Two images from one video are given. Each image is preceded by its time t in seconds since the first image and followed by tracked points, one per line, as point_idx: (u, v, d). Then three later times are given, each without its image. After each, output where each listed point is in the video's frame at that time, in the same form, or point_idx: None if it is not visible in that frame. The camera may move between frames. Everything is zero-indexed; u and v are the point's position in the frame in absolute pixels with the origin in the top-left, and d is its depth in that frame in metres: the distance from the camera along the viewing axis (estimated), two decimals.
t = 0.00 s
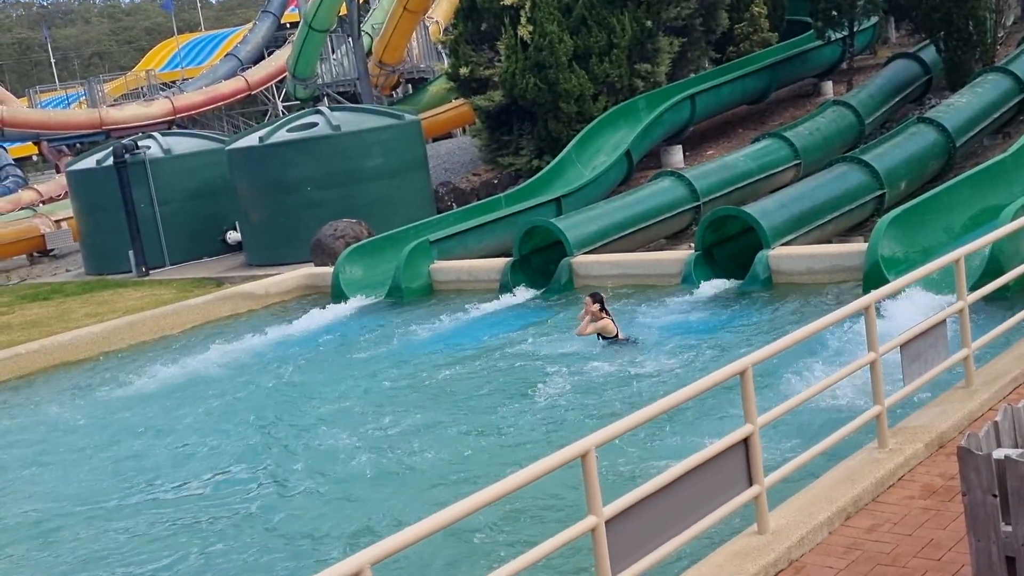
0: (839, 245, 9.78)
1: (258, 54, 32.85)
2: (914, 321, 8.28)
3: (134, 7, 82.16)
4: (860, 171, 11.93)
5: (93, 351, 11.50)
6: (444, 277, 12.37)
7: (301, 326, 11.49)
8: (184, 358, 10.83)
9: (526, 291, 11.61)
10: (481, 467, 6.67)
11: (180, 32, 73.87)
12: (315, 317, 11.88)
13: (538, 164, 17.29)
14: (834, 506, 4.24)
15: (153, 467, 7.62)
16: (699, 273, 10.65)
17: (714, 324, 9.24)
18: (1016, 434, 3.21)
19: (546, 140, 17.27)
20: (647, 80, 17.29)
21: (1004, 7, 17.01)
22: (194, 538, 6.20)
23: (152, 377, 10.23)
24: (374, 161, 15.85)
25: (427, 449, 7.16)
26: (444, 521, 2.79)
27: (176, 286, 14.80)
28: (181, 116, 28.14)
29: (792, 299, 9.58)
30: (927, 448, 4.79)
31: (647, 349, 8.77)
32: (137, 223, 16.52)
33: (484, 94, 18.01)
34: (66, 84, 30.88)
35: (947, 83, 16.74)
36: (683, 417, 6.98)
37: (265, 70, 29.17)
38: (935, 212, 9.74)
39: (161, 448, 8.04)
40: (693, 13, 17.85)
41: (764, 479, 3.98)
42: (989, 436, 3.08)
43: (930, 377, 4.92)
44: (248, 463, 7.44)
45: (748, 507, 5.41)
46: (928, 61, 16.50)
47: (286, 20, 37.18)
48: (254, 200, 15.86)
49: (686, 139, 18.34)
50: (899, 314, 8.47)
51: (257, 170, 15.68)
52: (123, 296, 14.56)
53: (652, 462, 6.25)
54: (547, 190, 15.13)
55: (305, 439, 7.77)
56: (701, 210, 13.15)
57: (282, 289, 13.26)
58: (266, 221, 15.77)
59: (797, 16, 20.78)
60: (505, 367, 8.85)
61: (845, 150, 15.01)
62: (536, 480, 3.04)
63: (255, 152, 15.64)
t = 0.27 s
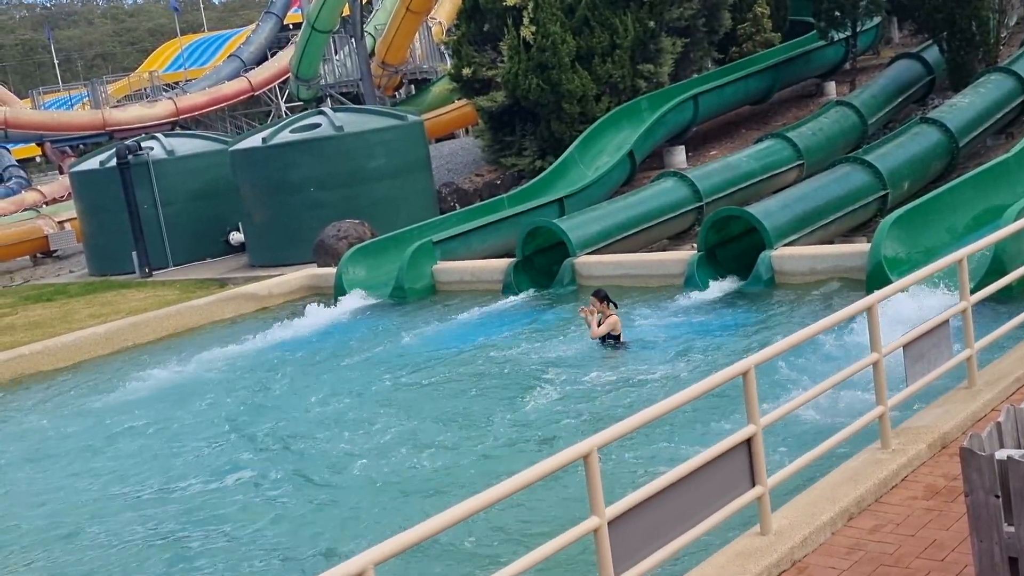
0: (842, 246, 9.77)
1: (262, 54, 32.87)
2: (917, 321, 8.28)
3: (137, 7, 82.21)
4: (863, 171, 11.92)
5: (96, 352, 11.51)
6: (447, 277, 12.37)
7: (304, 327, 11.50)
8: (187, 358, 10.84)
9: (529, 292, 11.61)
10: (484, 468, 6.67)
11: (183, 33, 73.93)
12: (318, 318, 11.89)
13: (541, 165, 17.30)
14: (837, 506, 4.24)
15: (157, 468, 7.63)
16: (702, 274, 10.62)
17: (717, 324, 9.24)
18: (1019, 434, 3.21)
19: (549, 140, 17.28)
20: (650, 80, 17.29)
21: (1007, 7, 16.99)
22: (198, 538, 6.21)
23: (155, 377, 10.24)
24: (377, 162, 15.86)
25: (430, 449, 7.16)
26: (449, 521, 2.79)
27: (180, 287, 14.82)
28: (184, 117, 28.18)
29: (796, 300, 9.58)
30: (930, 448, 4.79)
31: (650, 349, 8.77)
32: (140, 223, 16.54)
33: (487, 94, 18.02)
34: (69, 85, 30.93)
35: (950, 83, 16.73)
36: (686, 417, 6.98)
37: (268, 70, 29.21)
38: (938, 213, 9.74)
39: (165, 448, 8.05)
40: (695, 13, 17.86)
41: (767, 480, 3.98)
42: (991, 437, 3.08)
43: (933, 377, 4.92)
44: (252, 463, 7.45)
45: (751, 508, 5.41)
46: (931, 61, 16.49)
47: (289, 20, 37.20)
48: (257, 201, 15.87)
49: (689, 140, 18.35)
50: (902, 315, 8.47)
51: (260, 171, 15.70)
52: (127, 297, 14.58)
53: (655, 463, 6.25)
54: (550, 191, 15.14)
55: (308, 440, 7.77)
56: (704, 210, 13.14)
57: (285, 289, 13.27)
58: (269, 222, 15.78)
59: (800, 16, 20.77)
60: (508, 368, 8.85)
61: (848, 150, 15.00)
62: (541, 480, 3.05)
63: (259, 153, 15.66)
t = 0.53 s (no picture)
0: (847, 245, 9.76)
1: (265, 54, 32.88)
2: (922, 321, 8.28)
3: (141, 7, 82.24)
4: (867, 170, 11.91)
5: (101, 351, 11.52)
6: (450, 277, 12.37)
7: (308, 326, 11.50)
8: (190, 358, 10.85)
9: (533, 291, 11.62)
10: (488, 467, 6.67)
11: (186, 32, 74.00)
12: (321, 317, 11.90)
13: (545, 164, 17.30)
14: (841, 505, 4.24)
15: (162, 467, 7.64)
16: (706, 273, 10.60)
17: (721, 323, 9.24)
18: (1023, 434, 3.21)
19: (553, 139, 17.29)
20: (653, 79, 17.30)
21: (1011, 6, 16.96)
22: (202, 538, 6.22)
23: (159, 377, 10.25)
24: (380, 161, 15.86)
25: (434, 449, 7.17)
26: (453, 521, 2.80)
27: (184, 286, 14.84)
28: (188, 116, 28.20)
29: (800, 299, 9.58)
30: (935, 447, 4.78)
31: (654, 349, 8.77)
32: (144, 223, 16.56)
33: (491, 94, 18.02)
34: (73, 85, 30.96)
35: (954, 82, 16.71)
36: (690, 416, 6.98)
37: (272, 70, 29.24)
38: (942, 211, 9.73)
39: (169, 448, 8.06)
40: (699, 13, 17.87)
41: (771, 479, 3.99)
42: (996, 436, 3.07)
43: (938, 377, 4.91)
44: (256, 463, 7.46)
45: (755, 507, 5.40)
46: (935, 60, 16.47)
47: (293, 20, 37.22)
48: (261, 200, 15.89)
49: (693, 139, 18.34)
50: (905, 314, 8.46)
51: (264, 170, 15.71)
52: (131, 296, 14.60)
53: (660, 461, 6.25)
54: (553, 190, 15.14)
55: (312, 438, 7.78)
56: (708, 209, 13.13)
57: (289, 289, 13.29)
58: (273, 221, 15.79)
59: (803, 15, 20.74)
60: (511, 367, 8.85)
61: (852, 149, 14.99)
62: (545, 479, 3.06)
63: (262, 153, 15.67)
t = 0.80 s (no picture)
0: (852, 244, 9.74)
1: (270, 53, 32.88)
2: (927, 320, 8.27)
3: (146, 6, 82.32)
4: (872, 169, 11.90)
5: (106, 349, 11.54)
6: (455, 275, 12.38)
7: (313, 325, 11.51)
8: (194, 357, 10.86)
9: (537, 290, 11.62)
10: (493, 465, 6.66)
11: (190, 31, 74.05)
12: (326, 316, 11.91)
13: (549, 163, 17.31)
14: (846, 505, 4.23)
15: (166, 465, 7.65)
16: (710, 273, 10.57)
17: (726, 323, 9.23)
18: None
19: (557, 138, 17.30)
20: (658, 78, 17.29)
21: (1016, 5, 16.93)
22: (207, 536, 6.22)
23: (164, 375, 10.27)
24: (385, 160, 15.87)
25: (438, 447, 7.17)
26: (457, 519, 2.80)
27: (189, 285, 14.85)
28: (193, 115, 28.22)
29: (804, 298, 9.57)
30: (940, 447, 4.78)
31: (658, 348, 8.77)
32: (149, 222, 16.58)
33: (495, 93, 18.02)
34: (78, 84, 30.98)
35: (959, 81, 16.69)
36: (694, 415, 6.97)
37: (276, 69, 29.25)
38: (947, 211, 9.71)
39: (173, 446, 8.06)
40: (703, 11, 17.86)
41: (776, 478, 3.98)
42: (1001, 435, 3.06)
43: (943, 376, 4.91)
44: (260, 461, 7.46)
45: (760, 506, 5.40)
46: (940, 59, 16.44)
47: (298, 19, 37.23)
48: (265, 199, 15.90)
49: (697, 138, 18.33)
50: (910, 313, 8.45)
51: (268, 169, 15.72)
52: (136, 295, 14.61)
53: (665, 460, 6.24)
54: (558, 189, 15.13)
55: (317, 437, 7.78)
56: (713, 208, 13.12)
57: (293, 287, 13.30)
58: (277, 220, 15.80)
59: (808, 13, 20.71)
60: (516, 366, 8.85)
61: (857, 148, 14.98)
62: (549, 478, 3.05)
63: (267, 152, 15.68)
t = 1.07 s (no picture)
0: (854, 242, 9.74)
1: (271, 51, 32.87)
2: (930, 317, 8.27)
3: (147, 5, 82.33)
4: (874, 167, 11.89)
5: (107, 348, 11.55)
6: (456, 274, 12.38)
7: (314, 324, 11.51)
8: (195, 356, 10.87)
9: (539, 288, 11.62)
10: (494, 465, 6.66)
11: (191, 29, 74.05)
12: (327, 314, 11.91)
13: (551, 162, 17.30)
14: (848, 503, 4.23)
15: (168, 464, 7.65)
16: (712, 271, 10.62)
17: (727, 321, 9.23)
18: None
19: (558, 137, 17.29)
20: (659, 77, 17.29)
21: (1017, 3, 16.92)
22: (208, 534, 6.22)
23: (165, 374, 10.27)
24: (386, 159, 15.87)
25: (440, 447, 7.18)
26: (460, 518, 2.80)
27: (190, 284, 14.86)
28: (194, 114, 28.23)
29: (806, 296, 9.57)
30: (941, 445, 4.77)
31: (659, 346, 8.76)
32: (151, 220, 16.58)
33: (497, 91, 18.02)
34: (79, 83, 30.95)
35: (961, 79, 16.67)
36: (695, 414, 6.97)
37: (277, 67, 29.25)
38: (949, 209, 9.71)
39: (175, 445, 8.07)
40: (705, 10, 17.87)
41: (777, 476, 3.98)
42: (1003, 433, 3.06)
43: (944, 374, 4.90)
44: (263, 459, 7.46)
45: (762, 504, 5.40)
46: (941, 57, 16.43)
47: (299, 18, 37.24)
48: (267, 197, 15.91)
49: (699, 136, 18.32)
50: (912, 311, 8.45)
51: (269, 167, 15.72)
52: (137, 294, 14.62)
53: (667, 459, 6.24)
54: (559, 187, 15.13)
55: (318, 436, 7.78)
56: (714, 206, 13.12)
57: (294, 286, 13.31)
58: (279, 219, 15.81)
59: (810, 12, 20.70)
60: (517, 365, 8.86)
61: (858, 146, 14.97)
62: (550, 477, 3.05)
63: (268, 150, 15.69)
